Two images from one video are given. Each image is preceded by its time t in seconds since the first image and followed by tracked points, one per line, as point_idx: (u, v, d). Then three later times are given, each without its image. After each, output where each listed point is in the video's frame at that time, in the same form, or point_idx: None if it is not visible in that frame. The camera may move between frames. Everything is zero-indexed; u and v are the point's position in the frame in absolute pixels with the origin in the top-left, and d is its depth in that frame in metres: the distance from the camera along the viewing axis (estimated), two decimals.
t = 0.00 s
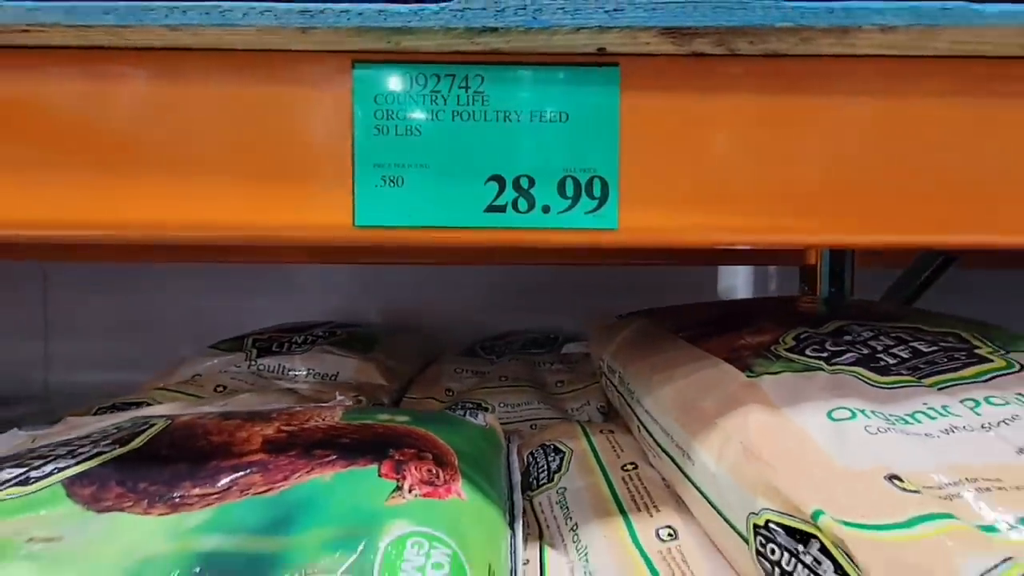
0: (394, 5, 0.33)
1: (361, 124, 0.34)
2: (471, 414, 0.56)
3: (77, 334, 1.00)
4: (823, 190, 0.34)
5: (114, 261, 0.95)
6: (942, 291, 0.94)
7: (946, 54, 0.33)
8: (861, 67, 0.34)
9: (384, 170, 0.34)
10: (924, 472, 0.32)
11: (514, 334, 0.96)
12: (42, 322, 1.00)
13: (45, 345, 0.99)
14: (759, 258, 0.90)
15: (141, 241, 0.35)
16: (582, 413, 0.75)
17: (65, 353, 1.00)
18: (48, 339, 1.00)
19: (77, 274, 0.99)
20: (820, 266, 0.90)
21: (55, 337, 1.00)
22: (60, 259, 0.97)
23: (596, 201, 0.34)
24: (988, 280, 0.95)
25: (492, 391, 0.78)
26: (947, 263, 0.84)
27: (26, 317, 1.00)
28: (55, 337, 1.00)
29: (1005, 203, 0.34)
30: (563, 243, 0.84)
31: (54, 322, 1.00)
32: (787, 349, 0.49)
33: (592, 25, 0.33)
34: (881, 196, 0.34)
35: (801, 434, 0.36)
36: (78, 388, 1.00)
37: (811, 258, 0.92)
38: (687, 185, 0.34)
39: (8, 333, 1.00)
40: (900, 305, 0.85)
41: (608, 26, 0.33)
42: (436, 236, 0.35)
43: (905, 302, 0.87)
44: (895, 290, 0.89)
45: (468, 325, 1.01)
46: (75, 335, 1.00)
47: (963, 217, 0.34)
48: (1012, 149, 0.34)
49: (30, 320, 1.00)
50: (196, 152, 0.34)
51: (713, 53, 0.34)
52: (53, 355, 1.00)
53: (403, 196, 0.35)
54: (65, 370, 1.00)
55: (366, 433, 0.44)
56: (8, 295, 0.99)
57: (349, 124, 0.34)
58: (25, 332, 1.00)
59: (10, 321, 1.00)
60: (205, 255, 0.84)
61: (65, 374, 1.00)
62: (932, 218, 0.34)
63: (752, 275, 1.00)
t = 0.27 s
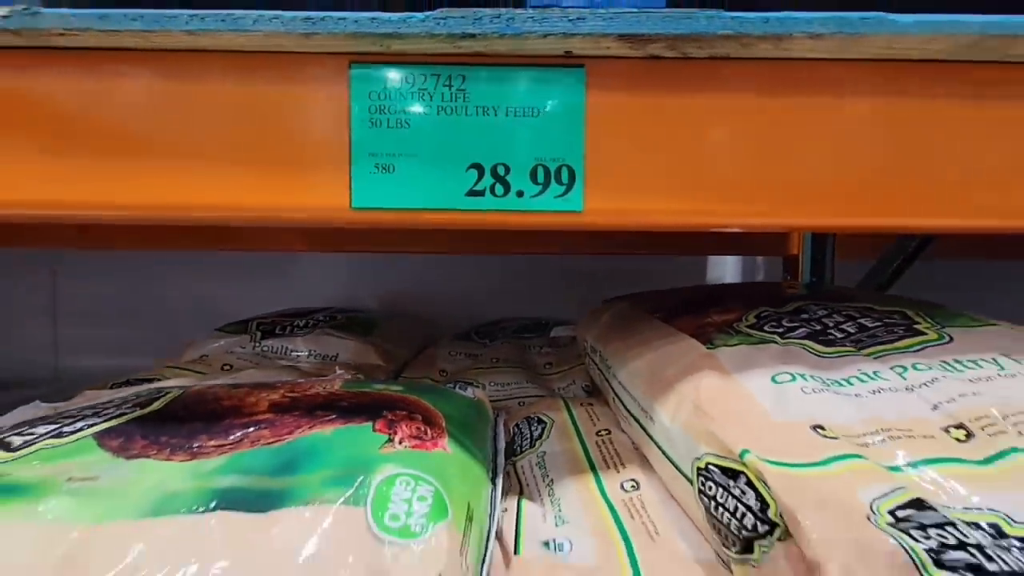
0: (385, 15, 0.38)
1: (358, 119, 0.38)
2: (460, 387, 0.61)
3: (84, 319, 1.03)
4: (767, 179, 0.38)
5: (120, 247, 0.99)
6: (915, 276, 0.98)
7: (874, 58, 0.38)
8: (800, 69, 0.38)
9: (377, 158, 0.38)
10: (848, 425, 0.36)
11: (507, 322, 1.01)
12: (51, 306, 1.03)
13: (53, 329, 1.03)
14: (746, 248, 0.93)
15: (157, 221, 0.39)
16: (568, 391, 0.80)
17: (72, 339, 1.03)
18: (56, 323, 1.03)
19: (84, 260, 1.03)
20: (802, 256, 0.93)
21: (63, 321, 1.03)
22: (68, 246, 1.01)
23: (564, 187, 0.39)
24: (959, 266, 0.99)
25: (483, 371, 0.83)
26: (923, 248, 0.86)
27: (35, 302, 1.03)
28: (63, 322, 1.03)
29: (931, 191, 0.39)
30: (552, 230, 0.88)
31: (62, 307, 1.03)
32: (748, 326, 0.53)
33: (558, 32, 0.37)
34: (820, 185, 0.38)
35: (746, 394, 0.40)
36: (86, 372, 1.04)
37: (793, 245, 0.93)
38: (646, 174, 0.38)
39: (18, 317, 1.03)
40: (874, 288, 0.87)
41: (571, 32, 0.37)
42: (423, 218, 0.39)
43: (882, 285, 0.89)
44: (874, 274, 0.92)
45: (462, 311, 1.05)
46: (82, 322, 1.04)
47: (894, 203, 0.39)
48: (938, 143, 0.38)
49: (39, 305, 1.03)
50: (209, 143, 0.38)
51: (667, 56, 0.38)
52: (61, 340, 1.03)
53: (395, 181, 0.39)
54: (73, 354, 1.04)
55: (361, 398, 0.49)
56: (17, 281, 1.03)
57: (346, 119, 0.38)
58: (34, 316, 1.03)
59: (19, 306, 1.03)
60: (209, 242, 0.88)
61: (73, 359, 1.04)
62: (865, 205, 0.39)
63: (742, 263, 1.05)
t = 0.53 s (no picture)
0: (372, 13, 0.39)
1: (362, 106, 0.40)
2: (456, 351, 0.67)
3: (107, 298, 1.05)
4: (754, 163, 0.40)
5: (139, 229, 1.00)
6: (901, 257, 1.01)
7: (841, 54, 0.39)
8: (769, 65, 0.40)
9: (380, 140, 0.40)
10: (785, 373, 0.42)
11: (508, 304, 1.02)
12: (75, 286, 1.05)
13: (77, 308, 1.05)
14: (748, 235, 0.91)
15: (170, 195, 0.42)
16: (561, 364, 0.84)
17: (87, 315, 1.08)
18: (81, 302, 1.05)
19: (104, 241, 1.04)
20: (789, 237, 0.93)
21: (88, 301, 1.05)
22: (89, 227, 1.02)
23: (542, 165, 0.41)
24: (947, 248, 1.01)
25: (480, 343, 0.89)
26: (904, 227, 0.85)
27: (59, 282, 1.05)
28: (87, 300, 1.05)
29: (911, 174, 0.40)
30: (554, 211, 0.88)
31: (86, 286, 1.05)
32: (714, 296, 0.59)
33: (535, 31, 0.39)
34: (802, 171, 0.40)
35: (700, 350, 0.46)
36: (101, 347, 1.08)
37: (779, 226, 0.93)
38: (634, 158, 0.40)
39: (43, 297, 1.05)
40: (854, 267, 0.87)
41: (548, 31, 0.39)
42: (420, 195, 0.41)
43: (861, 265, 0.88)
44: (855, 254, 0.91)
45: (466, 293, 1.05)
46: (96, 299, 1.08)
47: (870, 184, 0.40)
48: (915, 130, 0.40)
49: (63, 284, 1.05)
50: (216, 122, 0.40)
51: (630, 53, 0.40)
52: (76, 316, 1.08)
53: (395, 162, 0.41)
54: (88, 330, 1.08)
55: (363, 354, 0.55)
56: (42, 261, 1.05)
57: (352, 105, 0.40)
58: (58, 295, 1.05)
59: (44, 286, 1.05)
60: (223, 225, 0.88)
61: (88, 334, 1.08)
62: (844, 186, 0.40)
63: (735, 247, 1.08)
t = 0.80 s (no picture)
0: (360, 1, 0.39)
1: (366, 88, 0.41)
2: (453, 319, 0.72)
3: (124, 275, 1.05)
4: (748, 147, 0.41)
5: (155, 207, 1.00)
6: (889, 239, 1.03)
7: (820, 40, 0.40)
8: (751, 51, 0.40)
9: (381, 118, 0.41)
10: (746, 333, 0.46)
11: (510, 284, 1.02)
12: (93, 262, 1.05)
13: (97, 284, 1.05)
14: (766, 217, 0.87)
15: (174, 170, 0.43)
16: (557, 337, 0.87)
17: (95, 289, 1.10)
18: (100, 278, 1.05)
19: (120, 217, 1.04)
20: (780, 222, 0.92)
21: (106, 277, 1.05)
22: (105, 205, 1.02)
23: (529, 144, 0.42)
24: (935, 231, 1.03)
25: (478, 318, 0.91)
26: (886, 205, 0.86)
27: (77, 258, 1.05)
28: (105, 276, 1.05)
29: (898, 158, 0.41)
30: (564, 188, 0.87)
31: (104, 263, 1.05)
32: (690, 268, 0.63)
33: (520, 19, 0.39)
34: (796, 150, 0.41)
35: (669, 312, 0.50)
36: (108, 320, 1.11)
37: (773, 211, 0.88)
38: (631, 137, 0.41)
39: (61, 273, 1.06)
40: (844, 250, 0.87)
41: (531, 20, 0.39)
42: (418, 170, 0.42)
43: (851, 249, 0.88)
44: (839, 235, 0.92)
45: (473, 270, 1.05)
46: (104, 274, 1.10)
47: (856, 166, 0.41)
48: (905, 115, 0.41)
49: (81, 261, 1.05)
50: (217, 104, 0.41)
51: (610, 39, 0.40)
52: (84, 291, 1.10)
53: (395, 138, 0.42)
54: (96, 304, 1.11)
55: (365, 317, 0.60)
56: (60, 238, 1.05)
57: (355, 89, 0.41)
58: (76, 272, 1.05)
59: (60, 262, 1.05)
60: (235, 204, 0.86)
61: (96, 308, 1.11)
62: (830, 168, 0.41)
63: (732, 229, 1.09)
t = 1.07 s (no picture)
0: None
1: (374, 72, 0.44)
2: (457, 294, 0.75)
3: (142, 260, 1.05)
4: (749, 126, 0.44)
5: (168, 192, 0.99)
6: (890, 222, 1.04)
7: (801, 25, 0.43)
8: (736, 34, 0.43)
9: (388, 99, 0.44)
10: (725, 300, 0.50)
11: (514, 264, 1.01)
12: (110, 247, 1.05)
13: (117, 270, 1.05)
14: (766, 198, 0.88)
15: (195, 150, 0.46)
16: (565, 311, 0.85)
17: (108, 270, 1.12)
18: (119, 263, 1.05)
19: (136, 202, 1.04)
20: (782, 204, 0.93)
21: (125, 262, 1.05)
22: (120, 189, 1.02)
23: (524, 123, 0.44)
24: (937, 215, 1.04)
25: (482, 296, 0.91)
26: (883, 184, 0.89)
27: (96, 243, 1.05)
28: (125, 262, 1.05)
29: (875, 137, 0.44)
30: (566, 169, 0.88)
31: (122, 248, 1.05)
32: (682, 243, 0.66)
33: (517, 5, 0.42)
34: (783, 130, 0.44)
35: (657, 281, 0.53)
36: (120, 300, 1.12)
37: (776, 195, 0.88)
38: (627, 118, 0.44)
39: (80, 257, 1.06)
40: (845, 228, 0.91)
41: (527, 7, 0.42)
42: (423, 148, 0.45)
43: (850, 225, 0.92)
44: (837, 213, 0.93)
45: (481, 252, 1.04)
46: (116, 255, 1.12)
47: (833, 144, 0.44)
48: (881, 97, 0.44)
49: (99, 245, 1.05)
50: (233, 86, 0.44)
51: (605, 23, 0.43)
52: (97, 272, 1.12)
53: (402, 117, 0.44)
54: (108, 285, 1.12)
55: (373, 288, 0.63)
56: (77, 223, 1.05)
57: (364, 73, 0.44)
58: (94, 256, 1.06)
59: (78, 247, 1.05)
60: (249, 188, 0.86)
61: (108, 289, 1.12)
62: (810, 146, 0.44)
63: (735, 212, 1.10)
